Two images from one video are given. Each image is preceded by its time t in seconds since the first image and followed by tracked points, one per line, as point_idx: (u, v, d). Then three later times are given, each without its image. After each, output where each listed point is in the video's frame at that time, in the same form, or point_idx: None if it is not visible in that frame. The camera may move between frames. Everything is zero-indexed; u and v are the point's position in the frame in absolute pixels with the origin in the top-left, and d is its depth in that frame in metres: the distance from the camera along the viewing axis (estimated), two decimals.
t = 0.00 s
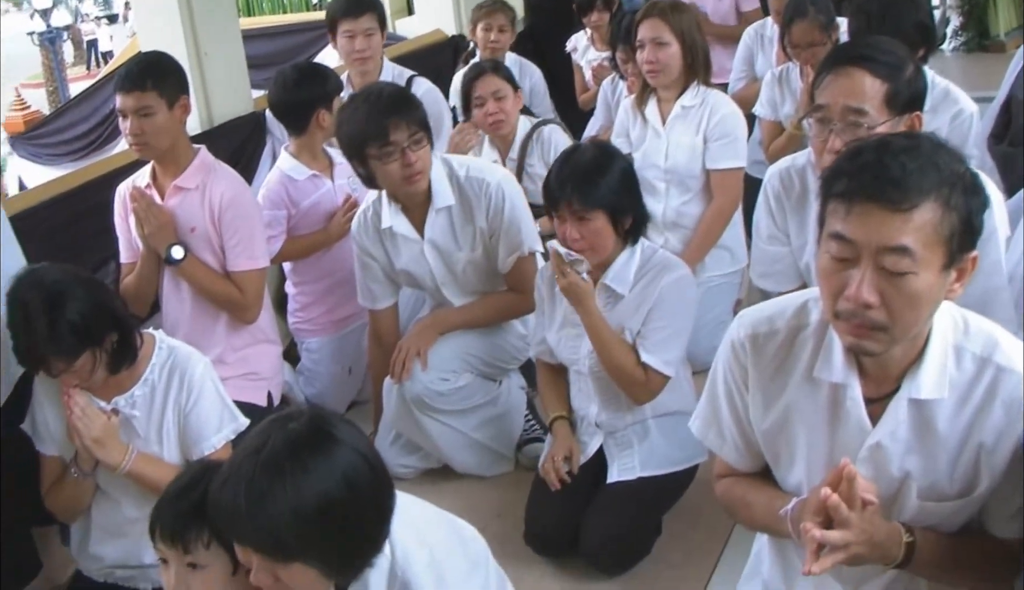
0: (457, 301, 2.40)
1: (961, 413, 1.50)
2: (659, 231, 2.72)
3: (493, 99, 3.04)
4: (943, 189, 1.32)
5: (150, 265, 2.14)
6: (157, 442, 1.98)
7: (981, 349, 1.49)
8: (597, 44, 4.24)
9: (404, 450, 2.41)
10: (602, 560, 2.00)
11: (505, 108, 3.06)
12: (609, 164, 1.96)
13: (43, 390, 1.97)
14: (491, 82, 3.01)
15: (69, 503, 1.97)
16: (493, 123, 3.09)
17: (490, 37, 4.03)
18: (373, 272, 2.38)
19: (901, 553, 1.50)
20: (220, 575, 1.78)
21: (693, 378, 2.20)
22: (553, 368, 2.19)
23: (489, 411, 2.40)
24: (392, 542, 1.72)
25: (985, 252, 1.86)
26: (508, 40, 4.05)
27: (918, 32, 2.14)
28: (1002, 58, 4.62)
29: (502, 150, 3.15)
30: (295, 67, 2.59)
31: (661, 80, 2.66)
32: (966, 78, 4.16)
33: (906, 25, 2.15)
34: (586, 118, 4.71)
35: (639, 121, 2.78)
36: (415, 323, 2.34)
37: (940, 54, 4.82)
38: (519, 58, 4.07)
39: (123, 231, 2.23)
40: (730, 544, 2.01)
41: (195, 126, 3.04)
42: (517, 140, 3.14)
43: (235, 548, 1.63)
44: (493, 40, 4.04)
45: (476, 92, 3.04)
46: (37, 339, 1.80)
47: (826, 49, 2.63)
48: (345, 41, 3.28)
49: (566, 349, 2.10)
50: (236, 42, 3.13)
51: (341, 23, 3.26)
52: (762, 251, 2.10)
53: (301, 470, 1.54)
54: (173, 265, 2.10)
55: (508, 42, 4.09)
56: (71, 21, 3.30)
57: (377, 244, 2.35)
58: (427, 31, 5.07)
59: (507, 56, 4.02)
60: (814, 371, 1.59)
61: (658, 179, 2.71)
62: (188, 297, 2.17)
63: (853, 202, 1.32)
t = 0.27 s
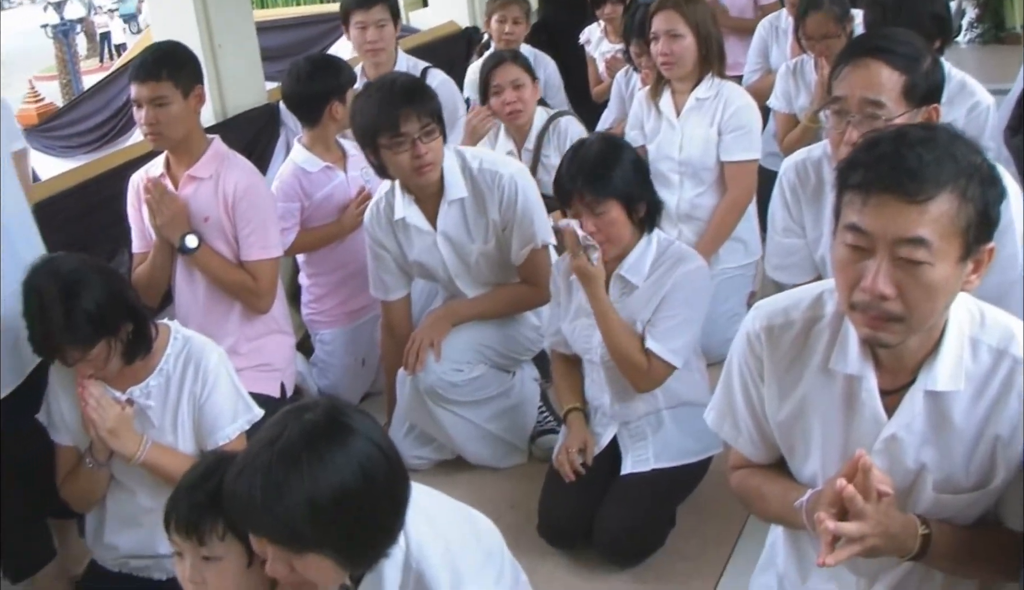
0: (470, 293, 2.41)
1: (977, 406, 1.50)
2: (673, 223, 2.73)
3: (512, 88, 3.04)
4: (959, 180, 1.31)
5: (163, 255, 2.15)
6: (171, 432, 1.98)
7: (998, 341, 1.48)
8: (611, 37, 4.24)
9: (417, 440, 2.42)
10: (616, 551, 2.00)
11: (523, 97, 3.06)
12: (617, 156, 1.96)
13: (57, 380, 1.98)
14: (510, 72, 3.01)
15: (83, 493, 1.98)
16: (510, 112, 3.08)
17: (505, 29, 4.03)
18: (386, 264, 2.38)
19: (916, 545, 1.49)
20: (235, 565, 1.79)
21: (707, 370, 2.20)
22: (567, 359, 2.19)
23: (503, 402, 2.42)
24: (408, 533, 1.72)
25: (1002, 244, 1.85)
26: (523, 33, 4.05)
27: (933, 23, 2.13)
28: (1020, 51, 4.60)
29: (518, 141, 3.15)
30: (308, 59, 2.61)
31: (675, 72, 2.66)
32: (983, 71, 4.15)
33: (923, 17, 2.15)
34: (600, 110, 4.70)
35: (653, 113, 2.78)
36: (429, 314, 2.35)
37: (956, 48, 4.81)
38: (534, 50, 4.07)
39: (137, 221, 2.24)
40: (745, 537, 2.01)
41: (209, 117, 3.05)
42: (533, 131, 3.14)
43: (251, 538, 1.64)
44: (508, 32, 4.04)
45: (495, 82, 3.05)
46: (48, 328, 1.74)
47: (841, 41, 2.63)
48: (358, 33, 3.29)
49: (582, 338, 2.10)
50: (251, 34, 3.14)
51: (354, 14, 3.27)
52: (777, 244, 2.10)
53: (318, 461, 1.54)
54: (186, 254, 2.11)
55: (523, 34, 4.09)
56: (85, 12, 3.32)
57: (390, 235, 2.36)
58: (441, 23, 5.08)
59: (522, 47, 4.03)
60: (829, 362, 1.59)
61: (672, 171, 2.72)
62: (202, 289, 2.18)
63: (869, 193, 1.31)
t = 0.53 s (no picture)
0: (488, 283, 2.42)
1: (999, 396, 1.49)
2: (692, 215, 2.74)
3: (533, 79, 3.05)
4: (982, 171, 1.29)
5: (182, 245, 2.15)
6: (190, 421, 1.98)
7: (1020, 332, 1.47)
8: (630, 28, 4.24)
9: (434, 431, 2.44)
10: (634, 542, 2.00)
11: (544, 89, 3.07)
12: (633, 147, 1.95)
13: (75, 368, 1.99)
14: (531, 62, 3.02)
15: (102, 481, 1.99)
16: (530, 103, 3.09)
17: (524, 20, 4.03)
18: (402, 254, 2.41)
19: (936, 537, 1.48)
20: (255, 555, 1.78)
21: (726, 361, 2.20)
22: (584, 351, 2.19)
23: (521, 393, 2.43)
24: (426, 523, 1.71)
25: None
26: (542, 24, 4.05)
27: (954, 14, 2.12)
28: None
29: (538, 132, 3.15)
30: (326, 51, 2.61)
31: (694, 63, 2.66)
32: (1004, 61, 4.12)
33: (945, 8, 2.15)
34: (620, 100, 4.68)
35: (671, 104, 2.78)
36: (446, 305, 2.37)
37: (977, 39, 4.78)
38: (553, 41, 4.07)
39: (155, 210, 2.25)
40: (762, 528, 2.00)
41: (229, 107, 3.10)
42: (553, 122, 3.13)
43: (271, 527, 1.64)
44: (527, 23, 4.04)
45: (517, 73, 3.06)
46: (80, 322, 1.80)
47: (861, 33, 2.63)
48: (373, 24, 3.29)
49: (601, 330, 2.10)
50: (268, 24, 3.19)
51: (370, 5, 3.27)
52: (798, 236, 2.10)
53: (339, 451, 1.54)
54: (206, 244, 2.11)
55: (543, 25, 4.08)
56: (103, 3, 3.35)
57: (407, 227, 2.38)
58: (459, 13, 5.08)
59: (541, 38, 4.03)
60: (850, 354, 1.58)
61: (691, 163, 2.73)
62: (221, 281, 2.20)
63: (891, 184, 1.30)
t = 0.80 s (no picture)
0: (506, 274, 2.45)
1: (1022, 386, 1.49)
2: (711, 207, 2.74)
3: (557, 70, 3.06)
4: (1005, 161, 1.28)
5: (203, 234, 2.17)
6: (210, 409, 2.00)
7: None
8: (649, 19, 4.24)
9: (453, 420, 2.47)
10: (652, 533, 2.00)
11: (567, 80, 3.08)
12: (658, 137, 1.94)
13: (97, 357, 2.00)
14: (555, 53, 3.03)
15: (121, 470, 2.00)
16: (552, 93, 3.10)
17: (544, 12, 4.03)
18: (421, 244, 2.44)
19: (958, 529, 1.47)
20: (273, 546, 1.76)
21: (746, 354, 2.21)
22: (604, 345, 2.20)
23: (539, 384, 2.46)
24: (446, 512, 1.71)
25: None
26: (563, 15, 4.05)
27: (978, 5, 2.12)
28: None
29: (559, 123, 3.16)
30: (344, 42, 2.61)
31: (714, 55, 2.66)
32: None
33: None
34: (638, 92, 4.68)
35: (691, 96, 2.78)
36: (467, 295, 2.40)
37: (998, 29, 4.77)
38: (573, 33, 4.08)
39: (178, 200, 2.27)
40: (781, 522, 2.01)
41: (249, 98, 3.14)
42: (574, 114, 3.14)
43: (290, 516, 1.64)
44: (547, 15, 4.04)
45: (541, 63, 3.07)
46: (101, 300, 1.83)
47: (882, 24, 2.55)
48: (390, 15, 3.30)
49: (619, 325, 2.10)
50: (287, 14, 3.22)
51: None
52: (819, 228, 2.09)
53: (361, 439, 1.54)
54: (228, 232, 2.14)
55: (564, 17, 4.08)
56: None
57: (427, 217, 2.40)
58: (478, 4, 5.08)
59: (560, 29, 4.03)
60: (871, 344, 1.57)
61: (711, 154, 2.72)
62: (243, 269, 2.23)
63: (914, 174, 1.28)
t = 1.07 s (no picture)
0: (524, 264, 2.45)
1: None
2: (729, 198, 2.74)
3: (581, 60, 3.05)
4: None
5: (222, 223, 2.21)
6: (229, 396, 2.01)
7: None
8: (667, 10, 4.24)
9: (468, 410, 2.49)
10: (669, 525, 2.01)
11: (590, 71, 3.07)
12: (672, 128, 1.95)
13: (116, 344, 2.02)
14: (580, 42, 3.01)
15: (140, 458, 2.01)
16: (573, 84, 3.09)
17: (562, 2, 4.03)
18: (439, 234, 2.45)
19: (976, 520, 1.45)
20: (292, 533, 1.73)
21: (765, 346, 2.21)
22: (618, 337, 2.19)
23: (555, 374, 2.48)
24: (464, 500, 1.72)
25: None
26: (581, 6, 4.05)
27: None
28: None
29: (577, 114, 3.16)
30: (363, 31, 2.61)
31: (732, 46, 2.66)
32: None
33: None
34: (656, 82, 4.67)
35: (709, 85, 2.78)
36: (484, 285, 2.41)
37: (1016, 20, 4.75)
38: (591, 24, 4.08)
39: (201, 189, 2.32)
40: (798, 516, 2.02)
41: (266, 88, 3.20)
42: (593, 105, 3.14)
43: (308, 502, 1.64)
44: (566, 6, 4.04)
45: (564, 52, 3.05)
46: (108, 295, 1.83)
47: (900, 15, 2.52)
48: (405, 5, 3.30)
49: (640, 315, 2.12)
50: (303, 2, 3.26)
51: None
52: (839, 219, 2.11)
53: (381, 426, 1.54)
54: (247, 218, 2.16)
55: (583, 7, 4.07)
56: None
57: (446, 209, 2.41)
58: None
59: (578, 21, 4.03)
60: (889, 335, 1.56)
61: (729, 145, 2.72)
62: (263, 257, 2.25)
63: (934, 163, 1.27)
